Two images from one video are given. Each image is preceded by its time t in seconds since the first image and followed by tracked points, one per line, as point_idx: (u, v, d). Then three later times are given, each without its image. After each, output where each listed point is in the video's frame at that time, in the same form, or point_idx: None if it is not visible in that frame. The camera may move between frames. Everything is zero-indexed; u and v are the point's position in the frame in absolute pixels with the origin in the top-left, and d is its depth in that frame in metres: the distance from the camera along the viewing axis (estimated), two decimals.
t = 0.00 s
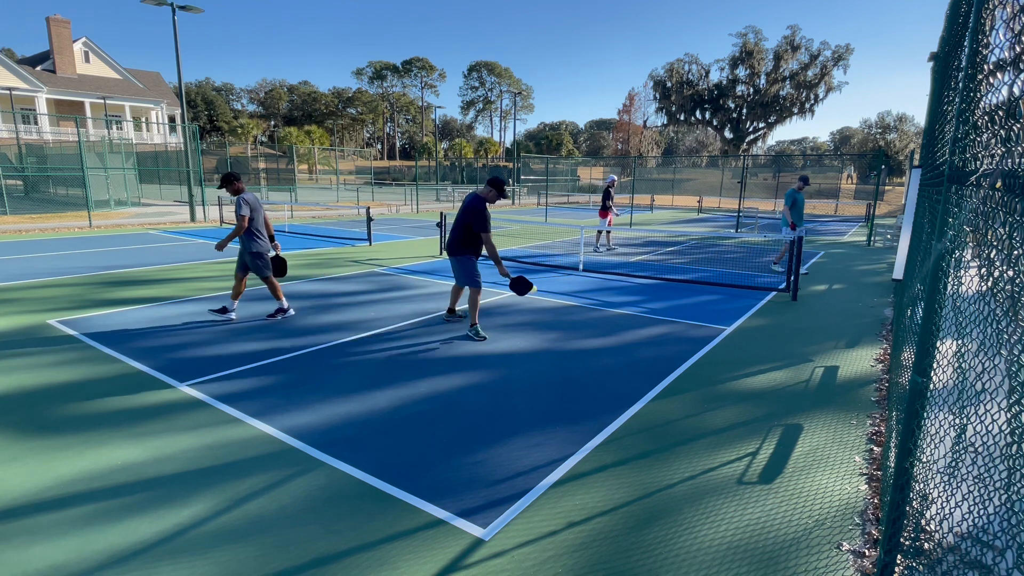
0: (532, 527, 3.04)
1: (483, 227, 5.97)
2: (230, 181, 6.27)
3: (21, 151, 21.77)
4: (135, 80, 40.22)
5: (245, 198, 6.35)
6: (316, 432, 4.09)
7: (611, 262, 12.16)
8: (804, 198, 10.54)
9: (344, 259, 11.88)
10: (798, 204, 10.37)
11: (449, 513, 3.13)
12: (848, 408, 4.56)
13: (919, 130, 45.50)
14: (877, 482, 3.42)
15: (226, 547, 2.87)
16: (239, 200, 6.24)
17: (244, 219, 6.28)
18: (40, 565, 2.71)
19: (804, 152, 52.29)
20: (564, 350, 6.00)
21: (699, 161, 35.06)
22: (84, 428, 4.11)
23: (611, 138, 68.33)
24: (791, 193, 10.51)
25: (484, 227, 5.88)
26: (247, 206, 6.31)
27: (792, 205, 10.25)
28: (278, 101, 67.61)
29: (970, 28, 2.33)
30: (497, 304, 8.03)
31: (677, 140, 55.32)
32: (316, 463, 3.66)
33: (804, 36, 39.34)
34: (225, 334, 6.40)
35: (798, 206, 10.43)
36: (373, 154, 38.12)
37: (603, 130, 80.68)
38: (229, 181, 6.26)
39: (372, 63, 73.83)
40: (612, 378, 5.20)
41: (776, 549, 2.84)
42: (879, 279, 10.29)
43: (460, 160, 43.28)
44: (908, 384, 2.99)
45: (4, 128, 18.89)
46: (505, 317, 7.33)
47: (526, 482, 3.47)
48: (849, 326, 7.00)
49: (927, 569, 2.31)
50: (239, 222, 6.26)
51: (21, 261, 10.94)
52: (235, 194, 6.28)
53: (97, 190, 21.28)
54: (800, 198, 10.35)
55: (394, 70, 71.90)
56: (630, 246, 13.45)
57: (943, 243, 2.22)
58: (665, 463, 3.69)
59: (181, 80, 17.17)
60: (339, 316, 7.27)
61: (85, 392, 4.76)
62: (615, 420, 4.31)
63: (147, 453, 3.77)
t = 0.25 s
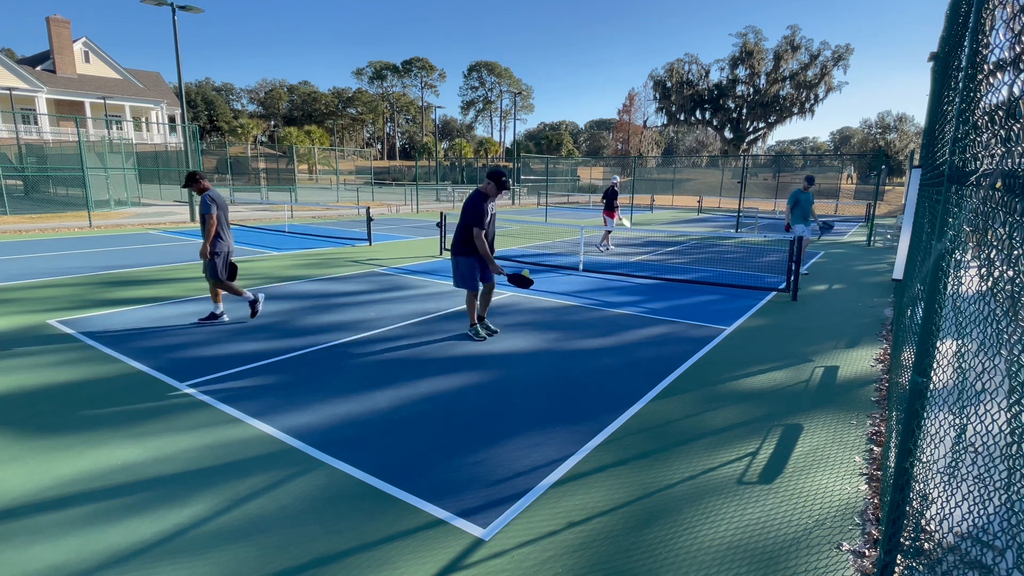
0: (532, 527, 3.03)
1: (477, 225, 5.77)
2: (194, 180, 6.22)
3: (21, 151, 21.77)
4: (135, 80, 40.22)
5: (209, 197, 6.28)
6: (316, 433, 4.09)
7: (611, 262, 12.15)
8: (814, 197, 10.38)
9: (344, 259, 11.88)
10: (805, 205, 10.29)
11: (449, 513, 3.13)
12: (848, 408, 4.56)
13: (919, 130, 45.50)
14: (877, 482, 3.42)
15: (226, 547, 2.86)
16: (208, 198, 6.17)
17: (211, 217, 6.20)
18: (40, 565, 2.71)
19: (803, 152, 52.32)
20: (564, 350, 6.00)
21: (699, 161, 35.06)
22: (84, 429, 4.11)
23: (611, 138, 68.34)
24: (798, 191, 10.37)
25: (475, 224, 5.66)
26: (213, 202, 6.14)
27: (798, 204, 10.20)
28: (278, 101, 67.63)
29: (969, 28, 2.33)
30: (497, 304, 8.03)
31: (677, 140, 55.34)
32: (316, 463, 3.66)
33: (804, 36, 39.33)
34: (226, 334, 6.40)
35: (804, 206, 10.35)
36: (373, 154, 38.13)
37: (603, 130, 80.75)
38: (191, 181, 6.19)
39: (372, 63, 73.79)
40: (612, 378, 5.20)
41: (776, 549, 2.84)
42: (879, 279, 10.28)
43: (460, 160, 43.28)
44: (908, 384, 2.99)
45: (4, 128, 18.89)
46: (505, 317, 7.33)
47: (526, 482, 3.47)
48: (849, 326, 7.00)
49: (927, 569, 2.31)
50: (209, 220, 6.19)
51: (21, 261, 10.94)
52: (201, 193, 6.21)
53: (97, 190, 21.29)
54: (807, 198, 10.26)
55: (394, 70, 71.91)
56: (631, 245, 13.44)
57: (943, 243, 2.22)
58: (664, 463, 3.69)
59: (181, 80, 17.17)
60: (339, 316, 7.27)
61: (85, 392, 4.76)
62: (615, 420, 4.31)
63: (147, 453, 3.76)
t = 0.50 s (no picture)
0: (532, 527, 3.03)
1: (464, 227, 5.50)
2: (153, 181, 5.87)
3: (21, 151, 21.77)
4: (135, 80, 40.22)
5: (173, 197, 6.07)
6: (316, 433, 4.09)
7: (611, 262, 12.15)
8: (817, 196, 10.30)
9: (343, 259, 11.88)
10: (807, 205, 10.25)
11: (450, 514, 3.13)
12: (848, 408, 4.56)
13: (919, 130, 45.50)
14: (877, 482, 3.41)
15: (226, 547, 2.86)
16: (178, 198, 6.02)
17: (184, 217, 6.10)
18: (40, 565, 2.71)
19: (803, 152, 52.33)
20: (564, 350, 6.00)
21: (699, 161, 35.06)
22: (84, 429, 4.11)
23: (611, 138, 68.37)
24: (801, 190, 10.29)
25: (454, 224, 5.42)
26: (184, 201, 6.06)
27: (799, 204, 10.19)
28: (278, 101, 67.64)
29: (969, 28, 2.33)
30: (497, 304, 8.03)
31: (677, 139, 55.35)
32: (316, 463, 3.66)
33: (804, 36, 39.33)
34: (225, 334, 6.40)
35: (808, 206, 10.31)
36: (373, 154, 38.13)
37: (603, 130, 80.74)
38: (153, 181, 5.86)
39: (372, 63, 73.80)
40: (612, 378, 5.20)
41: (776, 549, 2.84)
42: (879, 279, 10.28)
43: (459, 160, 43.26)
44: (908, 384, 2.99)
45: (4, 128, 18.89)
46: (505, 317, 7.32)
47: (526, 482, 3.47)
48: (849, 326, 7.00)
49: (927, 569, 2.31)
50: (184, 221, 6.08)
51: (20, 261, 10.93)
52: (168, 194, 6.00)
53: (96, 190, 21.29)
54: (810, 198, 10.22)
55: (394, 70, 71.92)
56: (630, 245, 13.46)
57: (943, 243, 2.22)
58: (664, 463, 3.69)
59: (181, 80, 17.17)
60: (339, 316, 7.27)
61: (85, 392, 4.76)
62: (615, 420, 4.31)
63: (147, 453, 3.77)
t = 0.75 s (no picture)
0: (532, 527, 3.04)
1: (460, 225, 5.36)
2: (112, 183, 5.59)
3: (22, 151, 21.78)
4: (135, 80, 40.22)
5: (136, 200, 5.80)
6: (316, 432, 4.09)
7: (611, 262, 12.15)
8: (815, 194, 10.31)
9: (344, 259, 11.89)
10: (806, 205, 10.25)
11: (450, 514, 3.13)
12: (848, 408, 4.56)
13: (919, 130, 45.49)
14: (877, 482, 3.42)
15: (226, 546, 2.87)
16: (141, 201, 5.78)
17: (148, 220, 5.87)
18: (40, 565, 2.71)
19: (803, 152, 52.35)
20: (564, 350, 6.00)
21: (699, 161, 35.06)
22: (84, 429, 4.11)
23: (611, 138, 68.39)
24: (800, 190, 10.27)
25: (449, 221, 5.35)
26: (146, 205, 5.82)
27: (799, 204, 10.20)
28: (278, 101, 67.65)
29: (969, 28, 2.33)
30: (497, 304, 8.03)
31: (677, 140, 55.36)
32: (316, 463, 3.66)
33: (804, 36, 39.33)
34: (226, 334, 6.40)
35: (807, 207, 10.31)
36: (373, 154, 38.16)
37: (603, 130, 80.75)
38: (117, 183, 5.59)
39: (372, 63, 73.78)
40: (612, 378, 5.20)
41: (776, 549, 2.84)
42: (880, 279, 10.28)
43: (459, 160, 43.19)
44: (908, 384, 3.00)
45: (4, 128, 18.89)
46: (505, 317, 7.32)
47: (526, 482, 3.48)
48: (849, 326, 7.00)
49: (927, 569, 2.31)
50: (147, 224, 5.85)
51: (20, 261, 10.94)
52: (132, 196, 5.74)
53: (97, 190, 21.30)
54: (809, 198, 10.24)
55: (394, 70, 71.93)
56: (631, 245, 13.45)
57: (943, 243, 2.22)
58: (664, 463, 3.69)
59: (181, 80, 17.18)
60: (339, 316, 7.27)
61: (86, 392, 4.76)
62: (615, 420, 4.31)
63: (147, 453, 3.77)
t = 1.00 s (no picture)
0: (532, 526, 3.04)
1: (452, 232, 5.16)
2: (82, 179, 5.59)
3: (22, 151, 21.79)
4: (135, 80, 40.22)
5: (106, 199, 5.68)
6: (316, 433, 4.09)
7: (611, 262, 12.15)
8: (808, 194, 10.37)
9: (344, 259, 11.89)
10: (800, 205, 10.26)
11: (450, 513, 3.13)
12: (848, 408, 4.56)
13: (919, 130, 45.48)
14: (877, 482, 3.41)
15: (227, 546, 2.87)
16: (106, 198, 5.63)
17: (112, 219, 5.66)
18: (41, 565, 2.71)
19: (803, 152, 52.36)
20: (564, 350, 6.00)
21: (699, 161, 35.08)
22: (84, 429, 4.11)
23: (611, 138, 68.42)
24: (794, 190, 10.28)
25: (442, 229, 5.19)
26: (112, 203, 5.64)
27: (793, 203, 10.22)
28: (278, 101, 67.66)
29: (969, 28, 2.33)
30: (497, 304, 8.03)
31: (677, 140, 55.38)
32: (316, 463, 3.66)
33: (804, 36, 39.33)
34: (226, 334, 6.40)
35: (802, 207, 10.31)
36: (373, 154, 38.17)
37: (603, 130, 80.78)
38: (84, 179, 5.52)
39: (372, 63, 73.75)
40: (612, 378, 5.20)
41: (777, 549, 2.84)
42: (880, 279, 10.28)
43: (459, 160, 43.10)
44: (908, 384, 2.99)
45: (4, 128, 18.90)
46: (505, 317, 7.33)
47: (526, 482, 3.47)
48: (849, 326, 6.99)
49: (927, 569, 2.31)
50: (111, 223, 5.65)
51: (21, 261, 10.94)
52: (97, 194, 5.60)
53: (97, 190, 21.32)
54: (804, 198, 10.25)
55: (394, 70, 71.93)
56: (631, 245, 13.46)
57: (943, 243, 2.22)
58: (664, 463, 3.69)
59: (181, 80, 17.19)
60: (339, 316, 7.27)
61: (86, 392, 4.76)
62: (615, 420, 4.31)
63: (147, 453, 3.76)
